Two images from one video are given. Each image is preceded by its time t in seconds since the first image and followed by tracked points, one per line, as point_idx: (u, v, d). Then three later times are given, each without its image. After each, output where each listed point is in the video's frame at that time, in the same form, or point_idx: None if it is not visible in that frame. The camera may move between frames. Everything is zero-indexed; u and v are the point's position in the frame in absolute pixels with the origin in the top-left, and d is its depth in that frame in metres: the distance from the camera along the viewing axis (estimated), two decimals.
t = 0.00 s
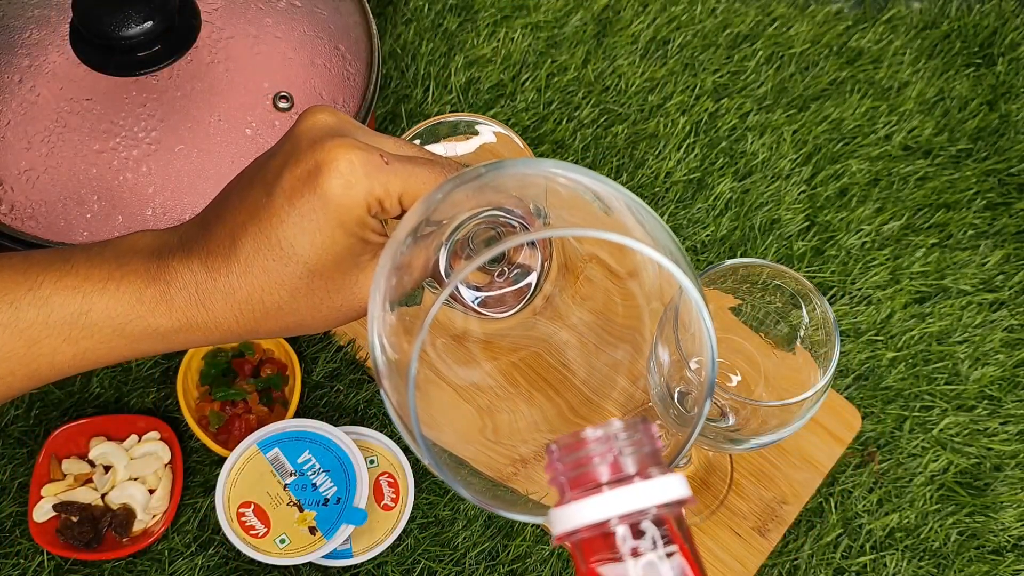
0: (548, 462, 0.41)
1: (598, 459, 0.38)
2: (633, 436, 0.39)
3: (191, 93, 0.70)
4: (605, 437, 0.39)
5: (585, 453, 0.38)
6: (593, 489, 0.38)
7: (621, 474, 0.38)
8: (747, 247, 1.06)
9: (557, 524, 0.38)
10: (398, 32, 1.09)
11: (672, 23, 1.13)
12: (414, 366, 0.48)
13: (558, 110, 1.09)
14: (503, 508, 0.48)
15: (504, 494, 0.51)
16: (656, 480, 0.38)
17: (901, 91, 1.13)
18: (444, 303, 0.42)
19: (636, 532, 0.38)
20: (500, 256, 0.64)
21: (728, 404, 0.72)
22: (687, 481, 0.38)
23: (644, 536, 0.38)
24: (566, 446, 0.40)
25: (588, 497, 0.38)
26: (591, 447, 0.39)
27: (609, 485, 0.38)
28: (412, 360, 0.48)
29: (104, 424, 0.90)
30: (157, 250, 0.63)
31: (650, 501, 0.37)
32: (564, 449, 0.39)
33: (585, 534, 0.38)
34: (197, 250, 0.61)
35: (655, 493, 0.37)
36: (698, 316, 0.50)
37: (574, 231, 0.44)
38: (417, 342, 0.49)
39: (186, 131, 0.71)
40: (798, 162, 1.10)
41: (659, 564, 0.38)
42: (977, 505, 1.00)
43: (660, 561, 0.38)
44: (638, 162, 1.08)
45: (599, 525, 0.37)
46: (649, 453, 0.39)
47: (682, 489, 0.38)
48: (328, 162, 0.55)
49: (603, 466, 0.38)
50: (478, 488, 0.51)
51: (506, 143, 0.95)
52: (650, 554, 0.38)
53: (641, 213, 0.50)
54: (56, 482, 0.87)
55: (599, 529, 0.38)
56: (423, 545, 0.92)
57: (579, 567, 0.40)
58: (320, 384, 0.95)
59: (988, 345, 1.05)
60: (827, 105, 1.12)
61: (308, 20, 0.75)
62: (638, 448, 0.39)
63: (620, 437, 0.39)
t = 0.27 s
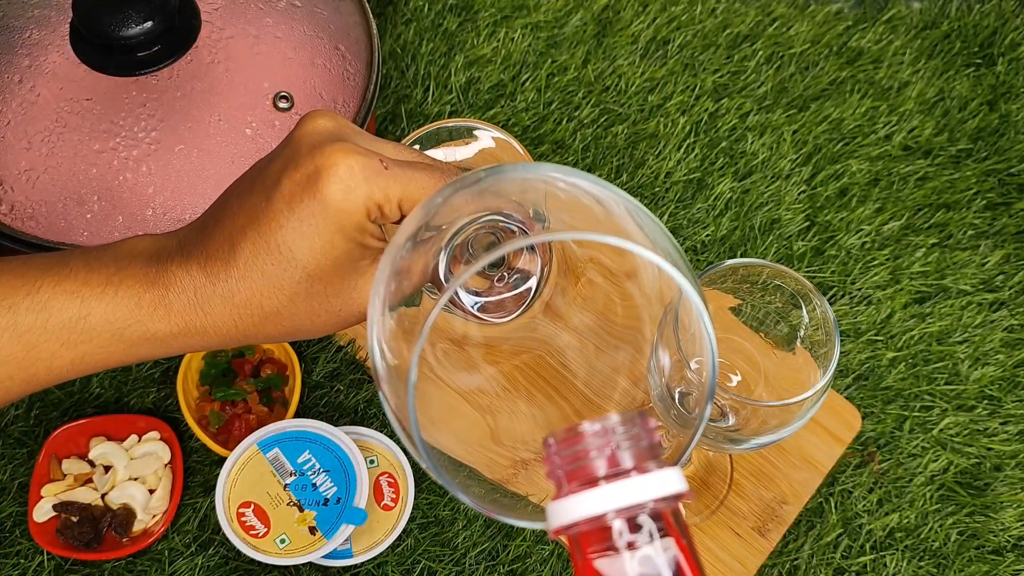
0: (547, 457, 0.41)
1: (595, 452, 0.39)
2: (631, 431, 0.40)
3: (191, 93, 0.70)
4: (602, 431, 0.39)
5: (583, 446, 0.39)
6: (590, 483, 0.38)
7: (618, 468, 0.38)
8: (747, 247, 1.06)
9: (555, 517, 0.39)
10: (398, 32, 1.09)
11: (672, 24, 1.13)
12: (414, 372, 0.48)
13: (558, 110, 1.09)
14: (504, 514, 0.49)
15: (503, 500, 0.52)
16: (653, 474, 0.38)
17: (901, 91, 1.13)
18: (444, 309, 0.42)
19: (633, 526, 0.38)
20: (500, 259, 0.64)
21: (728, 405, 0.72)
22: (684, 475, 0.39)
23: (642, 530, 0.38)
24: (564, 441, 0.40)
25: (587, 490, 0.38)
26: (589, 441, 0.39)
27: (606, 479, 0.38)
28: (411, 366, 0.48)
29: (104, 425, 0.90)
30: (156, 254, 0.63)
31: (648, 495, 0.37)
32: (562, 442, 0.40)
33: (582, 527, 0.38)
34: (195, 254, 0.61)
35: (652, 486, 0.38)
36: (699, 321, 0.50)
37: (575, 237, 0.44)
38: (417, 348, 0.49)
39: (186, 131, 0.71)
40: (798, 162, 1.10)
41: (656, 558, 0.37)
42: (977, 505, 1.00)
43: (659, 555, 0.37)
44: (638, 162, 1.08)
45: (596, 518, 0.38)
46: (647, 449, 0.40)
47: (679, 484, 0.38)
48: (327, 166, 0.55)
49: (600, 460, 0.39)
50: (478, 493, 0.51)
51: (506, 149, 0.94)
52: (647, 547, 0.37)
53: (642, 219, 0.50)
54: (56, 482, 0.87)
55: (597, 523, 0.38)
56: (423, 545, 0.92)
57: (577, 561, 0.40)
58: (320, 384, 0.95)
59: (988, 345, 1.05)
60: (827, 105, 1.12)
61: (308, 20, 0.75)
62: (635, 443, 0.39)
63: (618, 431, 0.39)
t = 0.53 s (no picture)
0: (554, 450, 0.42)
1: (602, 446, 0.39)
2: (639, 425, 0.41)
3: (191, 93, 0.70)
4: (610, 425, 0.40)
5: (590, 441, 0.40)
6: (596, 477, 0.38)
7: (625, 462, 0.39)
8: (747, 247, 1.06)
9: (561, 512, 0.38)
10: (398, 33, 1.09)
11: (672, 24, 1.13)
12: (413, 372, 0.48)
13: (558, 110, 1.09)
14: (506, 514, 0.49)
15: (503, 500, 0.52)
16: (660, 469, 0.38)
17: (901, 91, 1.13)
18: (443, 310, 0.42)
19: (640, 521, 0.38)
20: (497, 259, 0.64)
21: (728, 404, 0.72)
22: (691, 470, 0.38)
23: (649, 526, 0.38)
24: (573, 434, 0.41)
25: (592, 484, 0.38)
26: (596, 435, 0.40)
27: (613, 474, 0.38)
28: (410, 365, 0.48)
29: (104, 424, 0.90)
30: (153, 253, 0.63)
31: (656, 490, 0.37)
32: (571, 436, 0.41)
33: (588, 521, 0.38)
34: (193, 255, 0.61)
35: (659, 481, 0.37)
36: (698, 321, 0.50)
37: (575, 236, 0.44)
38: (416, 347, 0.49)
39: (186, 131, 0.71)
40: (798, 163, 1.10)
41: (663, 551, 0.38)
42: (977, 505, 1.00)
43: (665, 549, 0.38)
44: (638, 162, 1.08)
45: (602, 513, 0.37)
46: (654, 442, 0.40)
47: (687, 478, 0.38)
48: (324, 166, 0.55)
49: (607, 454, 0.39)
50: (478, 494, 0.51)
51: (504, 149, 0.94)
52: (654, 542, 0.38)
53: (641, 219, 0.51)
54: (56, 482, 0.87)
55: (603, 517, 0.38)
56: (423, 545, 0.92)
57: (582, 554, 0.40)
58: (320, 384, 0.95)
59: (988, 345, 1.05)
60: (826, 105, 1.12)
61: (308, 20, 0.75)
62: (643, 437, 0.40)
63: (625, 425, 0.40)
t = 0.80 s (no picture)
0: (568, 442, 0.40)
1: (617, 442, 0.38)
2: (655, 420, 0.39)
3: (191, 93, 0.71)
4: (625, 420, 0.39)
5: (605, 436, 0.38)
6: (612, 472, 0.37)
7: (641, 457, 0.37)
8: (747, 247, 1.06)
9: (574, 506, 0.37)
10: (399, 33, 1.09)
11: (672, 24, 1.13)
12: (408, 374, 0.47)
13: (558, 110, 1.09)
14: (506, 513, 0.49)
15: (498, 498, 0.52)
16: (677, 464, 0.37)
17: (901, 91, 1.14)
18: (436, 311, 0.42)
19: (656, 518, 0.38)
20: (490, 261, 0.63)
21: (728, 404, 0.72)
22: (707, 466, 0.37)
23: (664, 523, 0.38)
24: (585, 427, 0.40)
25: (607, 480, 0.37)
26: (611, 430, 0.38)
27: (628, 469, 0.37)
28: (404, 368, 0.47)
29: (104, 424, 0.90)
30: (146, 251, 0.63)
31: (672, 486, 0.36)
32: (584, 429, 0.39)
33: (603, 517, 0.37)
34: (186, 254, 0.61)
35: (676, 477, 0.36)
36: (691, 321, 0.50)
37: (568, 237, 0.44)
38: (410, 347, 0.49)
39: (186, 131, 0.71)
40: (798, 163, 1.10)
41: (677, 547, 0.38)
42: (977, 505, 1.00)
43: (680, 546, 0.38)
44: (638, 162, 1.08)
45: (617, 509, 0.37)
46: (670, 439, 0.39)
47: (704, 475, 0.36)
48: (320, 167, 0.55)
49: (622, 449, 0.38)
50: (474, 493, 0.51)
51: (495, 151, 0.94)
52: (669, 538, 0.38)
53: (636, 223, 0.50)
54: (57, 482, 0.87)
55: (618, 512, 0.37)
56: (423, 544, 0.92)
57: (595, 550, 0.40)
58: (320, 384, 0.95)
59: (988, 345, 1.05)
60: (826, 105, 1.12)
61: (308, 20, 0.75)
62: (659, 432, 0.38)
63: (641, 420, 0.38)
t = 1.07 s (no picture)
0: (577, 433, 0.39)
1: (628, 433, 0.37)
2: (666, 412, 0.37)
3: (191, 93, 0.71)
4: (636, 411, 0.37)
5: (616, 427, 0.37)
6: (624, 464, 0.36)
7: (653, 449, 0.36)
8: (747, 247, 1.06)
9: (584, 498, 0.37)
10: (399, 33, 1.09)
11: (672, 24, 1.13)
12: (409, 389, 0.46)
13: (558, 110, 1.09)
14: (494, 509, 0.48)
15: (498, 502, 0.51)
16: (687, 455, 0.36)
17: (901, 91, 1.14)
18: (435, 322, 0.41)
19: (667, 510, 0.37)
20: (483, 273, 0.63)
21: (728, 404, 0.73)
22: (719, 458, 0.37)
23: (674, 514, 0.37)
24: (595, 418, 0.38)
25: (617, 471, 0.36)
26: (622, 421, 0.37)
27: (639, 460, 0.36)
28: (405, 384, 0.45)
29: (104, 424, 0.90)
30: (140, 252, 0.63)
31: (683, 477, 0.35)
32: (592, 421, 0.38)
33: (612, 509, 0.37)
34: (180, 257, 0.61)
35: (687, 468, 0.35)
36: (687, 328, 0.49)
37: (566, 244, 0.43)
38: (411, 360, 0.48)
39: (186, 131, 0.71)
40: (798, 163, 1.10)
41: (689, 540, 0.37)
42: (977, 505, 1.00)
43: (691, 538, 0.37)
44: (638, 162, 1.08)
45: (627, 501, 0.36)
46: (681, 430, 0.38)
47: (715, 466, 0.36)
48: (324, 179, 0.55)
49: (633, 441, 0.37)
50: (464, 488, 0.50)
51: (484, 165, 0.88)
52: (681, 530, 0.36)
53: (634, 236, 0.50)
54: (57, 482, 0.87)
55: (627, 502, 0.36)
56: (423, 545, 0.92)
57: (604, 543, 0.38)
58: (320, 384, 0.95)
59: (988, 345, 1.05)
60: (826, 105, 1.12)
61: (308, 20, 0.75)
62: (670, 423, 0.37)
63: (652, 411, 0.37)
